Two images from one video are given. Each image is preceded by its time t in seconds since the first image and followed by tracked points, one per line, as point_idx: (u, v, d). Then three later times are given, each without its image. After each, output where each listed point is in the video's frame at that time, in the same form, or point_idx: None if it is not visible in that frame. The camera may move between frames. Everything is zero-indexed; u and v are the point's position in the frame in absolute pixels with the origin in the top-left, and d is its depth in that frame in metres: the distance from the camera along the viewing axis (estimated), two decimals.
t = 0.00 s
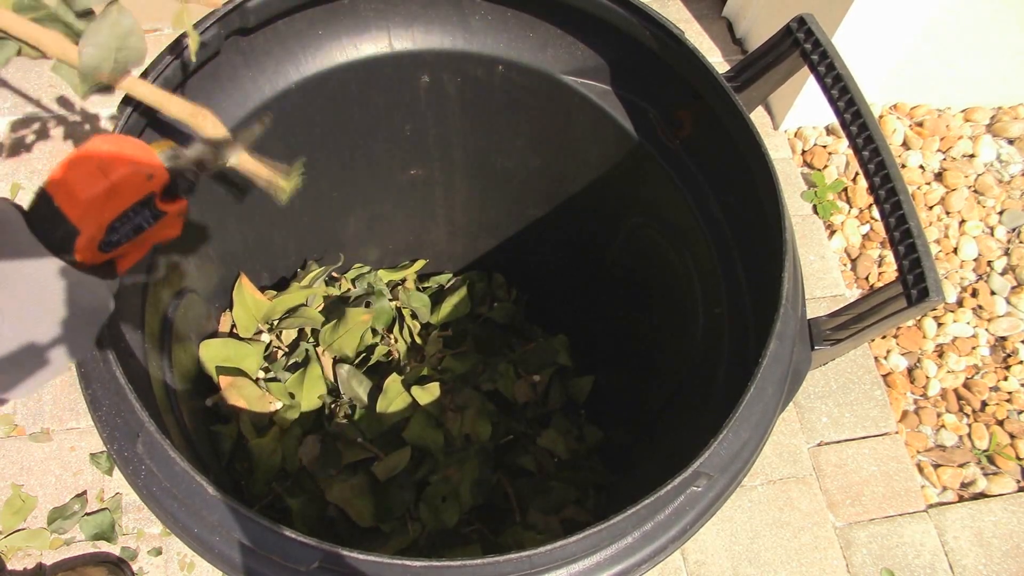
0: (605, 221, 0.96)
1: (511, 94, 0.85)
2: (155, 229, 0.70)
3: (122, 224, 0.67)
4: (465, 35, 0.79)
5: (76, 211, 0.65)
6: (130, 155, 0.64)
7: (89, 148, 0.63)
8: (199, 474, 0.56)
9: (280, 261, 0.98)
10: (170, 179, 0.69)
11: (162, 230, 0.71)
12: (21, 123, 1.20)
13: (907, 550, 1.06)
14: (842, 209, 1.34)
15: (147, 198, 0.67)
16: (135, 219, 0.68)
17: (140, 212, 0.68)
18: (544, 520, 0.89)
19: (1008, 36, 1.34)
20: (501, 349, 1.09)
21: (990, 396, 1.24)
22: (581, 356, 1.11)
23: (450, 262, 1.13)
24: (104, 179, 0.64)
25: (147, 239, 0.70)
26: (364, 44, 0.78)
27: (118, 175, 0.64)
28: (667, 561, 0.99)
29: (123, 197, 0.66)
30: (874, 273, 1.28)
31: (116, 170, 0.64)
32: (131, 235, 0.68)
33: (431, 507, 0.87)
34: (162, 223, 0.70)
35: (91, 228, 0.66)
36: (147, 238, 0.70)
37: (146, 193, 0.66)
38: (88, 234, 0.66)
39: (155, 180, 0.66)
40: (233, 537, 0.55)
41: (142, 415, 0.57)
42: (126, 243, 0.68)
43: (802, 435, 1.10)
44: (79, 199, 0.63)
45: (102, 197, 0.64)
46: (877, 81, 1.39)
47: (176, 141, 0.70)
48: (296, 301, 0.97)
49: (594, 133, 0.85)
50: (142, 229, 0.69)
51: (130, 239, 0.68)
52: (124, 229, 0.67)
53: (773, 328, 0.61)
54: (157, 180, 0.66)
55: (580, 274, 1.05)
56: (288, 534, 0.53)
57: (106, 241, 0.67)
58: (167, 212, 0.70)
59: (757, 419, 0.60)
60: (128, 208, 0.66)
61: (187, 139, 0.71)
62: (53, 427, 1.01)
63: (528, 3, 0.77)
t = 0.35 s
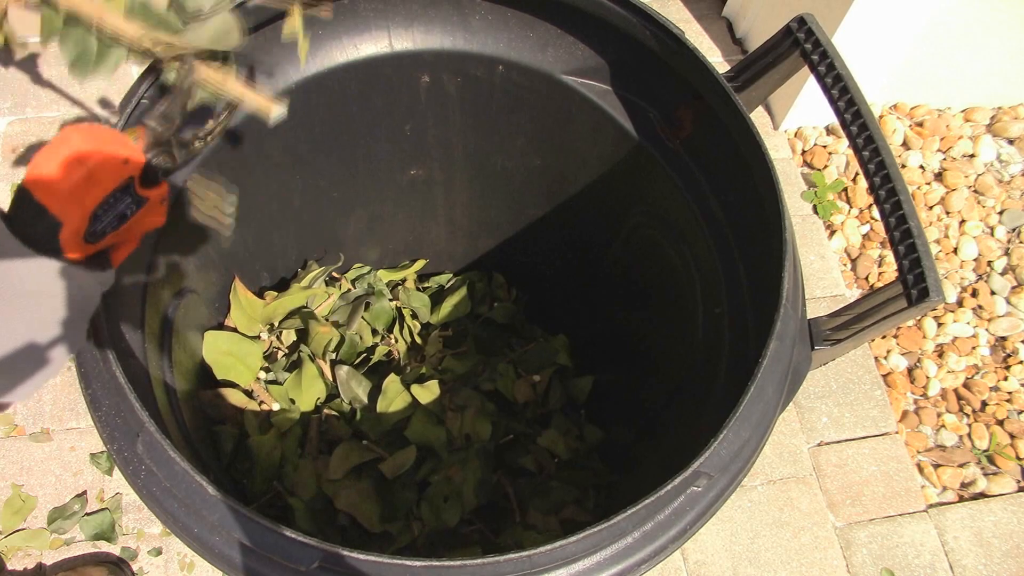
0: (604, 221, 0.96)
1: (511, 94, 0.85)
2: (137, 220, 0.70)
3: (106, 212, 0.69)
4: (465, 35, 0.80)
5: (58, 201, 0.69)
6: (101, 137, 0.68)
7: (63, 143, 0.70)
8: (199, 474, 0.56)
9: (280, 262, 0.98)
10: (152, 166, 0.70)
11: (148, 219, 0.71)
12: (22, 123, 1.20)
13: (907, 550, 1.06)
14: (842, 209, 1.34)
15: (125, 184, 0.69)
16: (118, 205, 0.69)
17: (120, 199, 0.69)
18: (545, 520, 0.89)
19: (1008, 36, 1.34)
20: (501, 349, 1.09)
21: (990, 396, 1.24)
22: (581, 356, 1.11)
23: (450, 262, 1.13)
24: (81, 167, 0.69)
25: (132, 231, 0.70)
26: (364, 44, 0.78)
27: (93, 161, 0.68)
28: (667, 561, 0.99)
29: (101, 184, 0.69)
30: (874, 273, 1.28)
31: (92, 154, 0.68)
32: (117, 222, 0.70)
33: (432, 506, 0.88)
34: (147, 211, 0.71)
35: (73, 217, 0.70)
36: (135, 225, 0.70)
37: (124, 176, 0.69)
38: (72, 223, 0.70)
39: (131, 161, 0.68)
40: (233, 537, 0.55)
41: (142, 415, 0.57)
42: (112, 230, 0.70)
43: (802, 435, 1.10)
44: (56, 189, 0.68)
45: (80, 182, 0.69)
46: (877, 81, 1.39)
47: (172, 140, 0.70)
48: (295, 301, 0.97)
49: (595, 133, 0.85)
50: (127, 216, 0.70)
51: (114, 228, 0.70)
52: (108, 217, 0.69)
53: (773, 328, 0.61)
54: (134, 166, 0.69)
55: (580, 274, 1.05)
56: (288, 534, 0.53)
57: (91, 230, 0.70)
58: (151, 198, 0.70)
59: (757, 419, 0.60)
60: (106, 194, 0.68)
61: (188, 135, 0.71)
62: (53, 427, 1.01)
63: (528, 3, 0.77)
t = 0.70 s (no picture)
0: (605, 222, 0.96)
1: (511, 94, 0.85)
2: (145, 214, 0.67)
3: (113, 209, 0.62)
4: (465, 35, 0.80)
5: (62, 201, 0.60)
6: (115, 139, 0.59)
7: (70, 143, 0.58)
8: (199, 474, 0.56)
9: (281, 262, 0.98)
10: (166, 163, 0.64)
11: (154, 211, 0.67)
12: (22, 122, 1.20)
13: (907, 550, 1.06)
14: (842, 209, 1.34)
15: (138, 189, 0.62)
16: (127, 204, 0.63)
17: (129, 197, 0.62)
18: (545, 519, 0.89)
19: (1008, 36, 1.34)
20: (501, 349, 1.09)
21: (990, 396, 1.24)
22: (581, 356, 1.11)
23: (450, 262, 1.13)
24: (86, 167, 0.59)
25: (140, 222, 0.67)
26: (364, 44, 0.78)
27: (101, 163, 0.59)
28: (667, 562, 0.99)
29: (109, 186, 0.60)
30: (874, 273, 1.28)
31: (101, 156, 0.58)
32: (123, 218, 0.64)
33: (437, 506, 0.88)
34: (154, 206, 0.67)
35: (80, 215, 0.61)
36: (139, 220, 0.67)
37: (131, 176, 0.60)
38: (77, 223, 0.62)
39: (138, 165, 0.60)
40: (233, 537, 0.55)
41: (142, 415, 0.57)
42: (117, 226, 0.65)
43: (801, 435, 1.10)
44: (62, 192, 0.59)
45: (87, 182, 0.59)
46: (877, 81, 1.39)
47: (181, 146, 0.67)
48: (300, 302, 0.97)
49: (595, 133, 0.85)
50: (133, 212, 0.64)
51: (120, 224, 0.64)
52: (115, 214, 0.63)
53: (772, 328, 0.61)
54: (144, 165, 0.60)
55: (580, 274, 1.05)
56: (287, 534, 0.53)
57: (98, 229, 0.63)
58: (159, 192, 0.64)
59: (757, 419, 0.60)
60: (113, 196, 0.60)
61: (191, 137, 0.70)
62: (53, 427, 1.01)
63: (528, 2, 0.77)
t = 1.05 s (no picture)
0: (604, 222, 0.96)
1: (511, 94, 0.85)
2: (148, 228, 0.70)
3: (109, 225, 0.67)
4: (465, 35, 0.80)
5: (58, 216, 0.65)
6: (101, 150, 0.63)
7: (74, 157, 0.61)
8: (199, 474, 0.56)
9: (281, 262, 0.98)
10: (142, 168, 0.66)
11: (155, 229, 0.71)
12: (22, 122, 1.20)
13: (908, 550, 1.06)
14: (842, 209, 1.34)
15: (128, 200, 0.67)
16: (123, 219, 0.68)
17: (126, 212, 0.67)
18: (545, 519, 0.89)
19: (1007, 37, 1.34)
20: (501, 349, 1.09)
21: (990, 396, 1.24)
22: (581, 356, 1.11)
23: (450, 262, 1.13)
24: (80, 185, 0.63)
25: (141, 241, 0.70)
26: (364, 44, 0.78)
27: (96, 179, 0.63)
28: (667, 562, 0.99)
29: (103, 202, 0.65)
30: (874, 273, 1.28)
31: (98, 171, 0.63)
32: (121, 235, 0.68)
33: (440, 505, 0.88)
34: (155, 223, 0.70)
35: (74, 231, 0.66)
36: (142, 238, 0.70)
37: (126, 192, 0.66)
38: (76, 237, 0.66)
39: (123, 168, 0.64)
40: (233, 537, 0.55)
41: (142, 415, 0.57)
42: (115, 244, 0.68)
43: (802, 435, 1.10)
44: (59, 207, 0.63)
45: (81, 202, 0.64)
46: (877, 81, 1.39)
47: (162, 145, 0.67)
48: (300, 302, 0.97)
49: (594, 133, 0.85)
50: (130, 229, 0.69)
51: (118, 240, 0.68)
52: (112, 230, 0.67)
53: (772, 328, 0.61)
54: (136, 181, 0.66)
55: (579, 274, 1.05)
56: (288, 534, 0.53)
57: (94, 243, 0.67)
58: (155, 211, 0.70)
59: (757, 420, 0.60)
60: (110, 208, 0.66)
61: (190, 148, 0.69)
62: (53, 427, 1.01)
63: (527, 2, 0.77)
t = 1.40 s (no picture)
0: (604, 222, 0.96)
1: (511, 94, 0.85)
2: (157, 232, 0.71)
3: (119, 225, 0.70)
4: (465, 35, 0.79)
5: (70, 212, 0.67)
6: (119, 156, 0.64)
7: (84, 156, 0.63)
8: (199, 475, 0.56)
9: (281, 262, 0.98)
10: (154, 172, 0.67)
11: (167, 233, 0.72)
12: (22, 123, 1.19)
13: (908, 550, 1.06)
14: (842, 209, 1.34)
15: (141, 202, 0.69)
16: (134, 221, 0.70)
17: (135, 214, 0.69)
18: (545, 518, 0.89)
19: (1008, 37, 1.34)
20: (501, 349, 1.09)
21: (990, 396, 1.24)
22: (581, 356, 1.11)
23: (450, 262, 1.13)
24: (93, 182, 0.65)
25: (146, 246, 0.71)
26: (364, 44, 0.78)
27: (108, 178, 0.65)
28: (667, 562, 0.99)
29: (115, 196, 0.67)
30: (874, 273, 1.28)
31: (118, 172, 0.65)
32: (131, 236, 0.70)
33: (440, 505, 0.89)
34: (165, 228, 0.72)
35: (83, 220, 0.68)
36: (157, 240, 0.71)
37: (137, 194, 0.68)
38: (83, 235, 0.69)
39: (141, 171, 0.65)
40: (233, 537, 0.55)
41: (142, 415, 0.57)
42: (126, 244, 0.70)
43: (802, 435, 1.10)
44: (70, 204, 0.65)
45: (93, 199, 0.66)
46: (877, 81, 1.39)
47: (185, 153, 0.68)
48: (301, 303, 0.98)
49: (594, 133, 0.85)
50: (142, 232, 0.70)
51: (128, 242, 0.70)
52: (121, 230, 0.70)
53: (773, 328, 0.61)
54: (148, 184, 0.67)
55: (579, 274, 1.05)
56: (288, 534, 0.53)
57: (103, 243, 0.70)
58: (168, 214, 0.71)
59: (757, 419, 0.60)
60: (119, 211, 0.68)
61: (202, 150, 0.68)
62: (53, 427, 1.01)
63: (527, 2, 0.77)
